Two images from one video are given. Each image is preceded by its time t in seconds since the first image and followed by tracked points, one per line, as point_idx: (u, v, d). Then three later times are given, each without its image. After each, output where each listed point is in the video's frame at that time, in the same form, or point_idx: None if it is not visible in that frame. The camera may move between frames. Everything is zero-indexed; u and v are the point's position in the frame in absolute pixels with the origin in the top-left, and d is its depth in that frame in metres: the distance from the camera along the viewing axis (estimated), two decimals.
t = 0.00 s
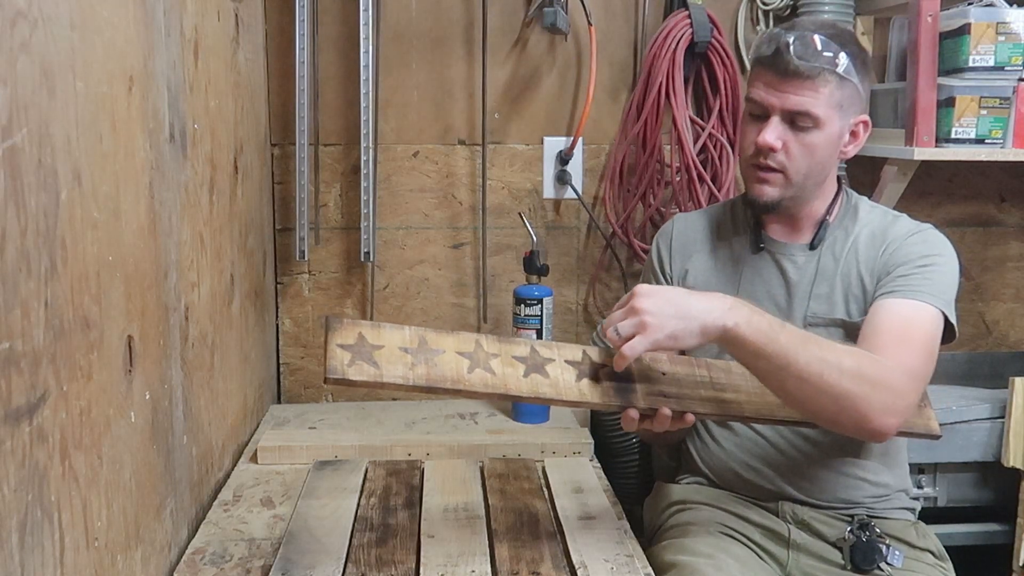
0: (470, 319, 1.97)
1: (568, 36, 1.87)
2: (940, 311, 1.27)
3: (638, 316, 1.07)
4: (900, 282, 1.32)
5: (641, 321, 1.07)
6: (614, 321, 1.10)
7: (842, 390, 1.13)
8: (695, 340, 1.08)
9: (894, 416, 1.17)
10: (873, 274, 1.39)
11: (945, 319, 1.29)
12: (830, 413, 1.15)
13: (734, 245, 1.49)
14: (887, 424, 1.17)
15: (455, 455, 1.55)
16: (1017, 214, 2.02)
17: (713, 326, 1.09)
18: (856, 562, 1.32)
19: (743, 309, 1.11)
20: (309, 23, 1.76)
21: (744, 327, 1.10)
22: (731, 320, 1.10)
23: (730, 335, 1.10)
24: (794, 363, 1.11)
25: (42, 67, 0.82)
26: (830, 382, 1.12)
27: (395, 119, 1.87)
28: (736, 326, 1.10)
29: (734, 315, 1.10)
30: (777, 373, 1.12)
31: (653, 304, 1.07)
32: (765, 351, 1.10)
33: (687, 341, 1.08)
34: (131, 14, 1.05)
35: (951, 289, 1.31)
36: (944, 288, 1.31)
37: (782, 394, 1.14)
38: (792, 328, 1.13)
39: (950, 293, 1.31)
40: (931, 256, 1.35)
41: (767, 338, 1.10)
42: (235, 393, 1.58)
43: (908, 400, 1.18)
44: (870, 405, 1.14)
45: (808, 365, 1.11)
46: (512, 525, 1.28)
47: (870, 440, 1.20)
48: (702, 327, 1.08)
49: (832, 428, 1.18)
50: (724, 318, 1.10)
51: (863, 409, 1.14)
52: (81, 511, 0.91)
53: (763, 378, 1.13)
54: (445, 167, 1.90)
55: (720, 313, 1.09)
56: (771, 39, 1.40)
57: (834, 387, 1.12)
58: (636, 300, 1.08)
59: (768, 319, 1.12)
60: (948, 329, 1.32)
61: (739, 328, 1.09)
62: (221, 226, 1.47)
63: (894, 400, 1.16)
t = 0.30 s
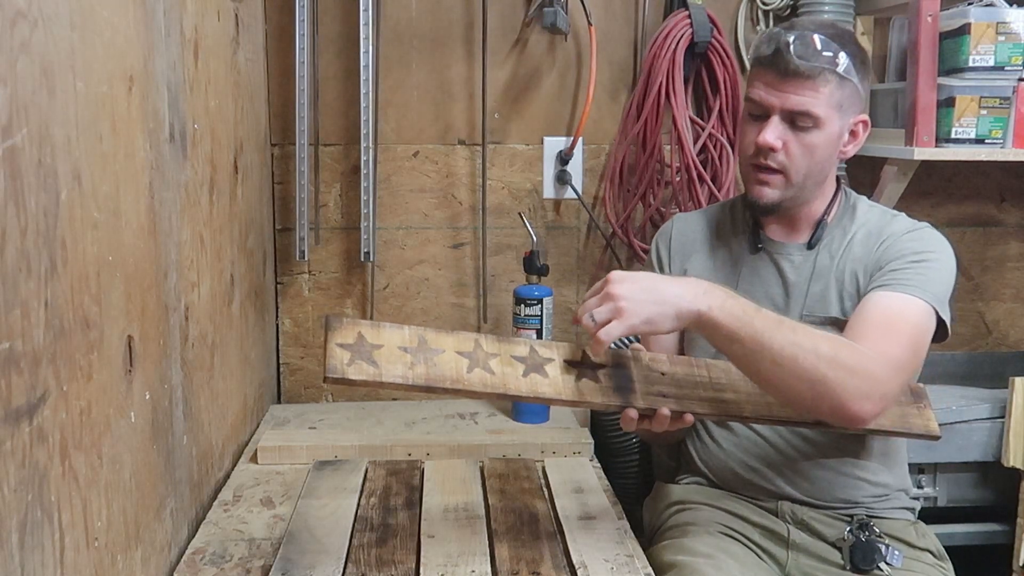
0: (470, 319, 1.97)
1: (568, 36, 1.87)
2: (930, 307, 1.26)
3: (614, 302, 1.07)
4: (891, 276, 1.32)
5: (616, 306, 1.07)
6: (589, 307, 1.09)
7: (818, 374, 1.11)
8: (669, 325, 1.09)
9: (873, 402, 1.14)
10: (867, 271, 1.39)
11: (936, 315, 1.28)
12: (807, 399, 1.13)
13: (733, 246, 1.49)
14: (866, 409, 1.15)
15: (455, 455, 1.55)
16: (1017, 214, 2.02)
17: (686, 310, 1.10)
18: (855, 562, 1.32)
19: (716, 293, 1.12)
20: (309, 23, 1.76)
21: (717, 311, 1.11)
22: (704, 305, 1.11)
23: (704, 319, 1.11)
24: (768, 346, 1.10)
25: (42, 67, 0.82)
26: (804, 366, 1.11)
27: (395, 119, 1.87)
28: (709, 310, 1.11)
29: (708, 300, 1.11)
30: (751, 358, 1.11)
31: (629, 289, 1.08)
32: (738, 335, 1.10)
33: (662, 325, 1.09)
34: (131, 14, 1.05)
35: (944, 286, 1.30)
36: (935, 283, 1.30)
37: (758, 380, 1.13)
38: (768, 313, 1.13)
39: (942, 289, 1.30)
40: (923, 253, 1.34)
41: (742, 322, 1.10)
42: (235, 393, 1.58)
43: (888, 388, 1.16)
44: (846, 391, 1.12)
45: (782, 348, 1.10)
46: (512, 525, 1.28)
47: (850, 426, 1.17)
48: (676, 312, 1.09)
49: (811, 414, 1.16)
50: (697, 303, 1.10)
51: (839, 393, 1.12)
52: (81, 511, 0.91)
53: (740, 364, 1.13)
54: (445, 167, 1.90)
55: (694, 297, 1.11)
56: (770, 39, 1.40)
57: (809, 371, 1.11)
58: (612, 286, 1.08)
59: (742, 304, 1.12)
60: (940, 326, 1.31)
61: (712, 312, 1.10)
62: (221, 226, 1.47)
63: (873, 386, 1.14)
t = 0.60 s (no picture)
0: (470, 319, 1.97)
1: (568, 36, 1.87)
2: (921, 296, 1.24)
3: (584, 277, 1.05)
4: (882, 266, 1.30)
5: (585, 281, 1.05)
6: (558, 285, 1.07)
7: (792, 348, 1.09)
8: (640, 301, 1.07)
9: (848, 376, 1.12)
10: (860, 264, 1.38)
11: (928, 306, 1.25)
12: (781, 373, 1.11)
13: (732, 245, 1.49)
14: (842, 384, 1.12)
15: (455, 455, 1.55)
16: (1017, 214, 2.02)
17: (657, 286, 1.09)
18: (855, 562, 1.32)
19: (687, 269, 1.11)
20: (309, 23, 1.76)
21: (688, 286, 1.09)
22: (675, 279, 1.09)
23: (675, 295, 1.09)
24: (739, 319, 1.09)
25: (42, 67, 0.82)
26: (777, 339, 1.09)
27: (395, 119, 1.87)
28: (680, 285, 1.09)
29: (678, 274, 1.09)
30: (723, 331, 1.09)
31: (597, 265, 1.06)
32: (710, 310, 1.09)
33: (633, 301, 1.07)
34: (131, 14, 1.05)
35: (936, 277, 1.28)
36: (927, 274, 1.27)
37: (732, 354, 1.11)
38: (741, 288, 1.12)
39: (935, 280, 1.27)
40: (915, 246, 1.33)
41: (713, 297, 1.09)
42: (235, 393, 1.58)
43: (866, 363, 1.13)
44: (822, 364, 1.10)
45: (753, 321, 1.09)
46: (512, 525, 1.28)
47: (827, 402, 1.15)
48: (646, 287, 1.08)
49: (787, 389, 1.14)
50: (668, 278, 1.09)
51: (813, 367, 1.10)
52: (81, 511, 0.91)
53: (713, 339, 1.11)
54: (445, 167, 1.90)
55: (664, 272, 1.09)
56: (769, 37, 1.40)
57: (783, 345, 1.09)
58: (580, 262, 1.06)
59: (713, 278, 1.11)
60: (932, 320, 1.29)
61: (683, 287, 1.09)
62: (221, 226, 1.47)
63: (848, 360, 1.11)
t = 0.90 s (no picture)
0: (470, 319, 1.97)
1: (568, 36, 1.87)
2: (904, 272, 1.23)
3: (535, 233, 1.05)
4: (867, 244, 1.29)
5: (536, 237, 1.04)
6: (508, 243, 1.06)
7: (746, 299, 1.10)
8: (591, 258, 1.07)
9: (807, 326, 1.11)
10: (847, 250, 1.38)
11: (911, 283, 1.24)
12: (738, 326, 1.12)
13: (732, 245, 1.49)
14: (800, 334, 1.12)
15: (455, 455, 1.55)
16: (1017, 214, 2.02)
17: (610, 244, 1.09)
18: (855, 563, 1.32)
19: (638, 227, 1.11)
20: (309, 23, 1.76)
21: (640, 243, 1.09)
22: (626, 237, 1.09)
23: (627, 251, 1.09)
24: (692, 274, 1.10)
25: (42, 68, 0.82)
26: (730, 290, 1.10)
27: (395, 119, 1.87)
28: (632, 242, 1.09)
29: (629, 231, 1.10)
30: (679, 288, 1.10)
31: (547, 222, 1.06)
32: (664, 267, 1.10)
33: (584, 257, 1.06)
34: (131, 15, 1.05)
35: (922, 255, 1.27)
36: (910, 250, 1.26)
37: (690, 311, 1.13)
38: (695, 246, 1.13)
39: (918, 257, 1.26)
40: (901, 228, 1.32)
41: (665, 252, 1.10)
42: (235, 393, 1.58)
43: (825, 315, 1.12)
44: (779, 313, 1.10)
45: (705, 274, 1.10)
46: (512, 525, 1.28)
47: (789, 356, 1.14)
48: (597, 244, 1.08)
49: (749, 344, 1.14)
50: (619, 235, 1.09)
51: (768, 317, 1.10)
52: (81, 511, 0.91)
53: (671, 298, 1.12)
54: (445, 167, 1.90)
55: (614, 229, 1.09)
56: (780, 33, 1.40)
57: (739, 298, 1.10)
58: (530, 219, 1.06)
59: (664, 235, 1.12)
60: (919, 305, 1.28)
61: (635, 243, 1.09)
62: (221, 226, 1.47)
63: (805, 310, 1.11)
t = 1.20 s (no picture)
0: (470, 319, 1.97)
1: (568, 36, 1.87)
2: (899, 264, 1.23)
3: (520, 222, 1.05)
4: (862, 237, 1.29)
5: (522, 228, 1.05)
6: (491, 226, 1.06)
7: (739, 289, 1.10)
8: (575, 253, 1.07)
9: (800, 311, 1.12)
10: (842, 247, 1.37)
11: (906, 275, 1.24)
12: (733, 316, 1.12)
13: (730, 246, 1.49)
14: (794, 319, 1.12)
15: (455, 455, 1.55)
16: (1017, 213, 2.02)
17: (595, 241, 1.08)
18: (853, 562, 1.32)
19: (622, 223, 1.11)
20: (309, 23, 1.76)
21: (626, 238, 1.09)
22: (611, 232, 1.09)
23: (613, 247, 1.09)
24: (682, 266, 1.09)
25: (42, 67, 0.82)
26: (723, 281, 1.10)
27: (395, 119, 1.87)
28: (618, 238, 1.09)
29: (614, 228, 1.09)
30: (670, 282, 1.10)
31: (534, 214, 1.06)
32: (652, 261, 1.09)
33: (568, 251, 1.06)
34: (131, 14, 1.05)
35: (916, 246, 1.27)
36: (904, 242, 1.26)
37: (682, 304, 1.12)
38: (682, 240, 1.13)
39: (913, 248, 1.26)
40: (895, 222, 1.32)
41: (652, 247, 1.09)
42: (235, 393, 1.58)
43: (816, 299, 1.13)
44: (772, 299, 1.11)
45: (696, 266, 1.10)
46: (512, 525, 1.28)
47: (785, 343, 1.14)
48: (582, 241, 1.07)
49: (743, 333, 1.14)
50: (604, 230, 1.09)
51: (761, 304, 1.11)
52: (81, 511, 0.91)
53: (662, 293, 1.12)
54: (445, 167, 1.90)
55: (600, 226, 1.09)
56: (786, 31, 1.40)
57: (731, 286, 1.10)
58: (516, 211, 1.06)
59: (650, 231, 1.11)
60: (914, 298, 1.27)
61: (622, 238, 1.09)
62: (221, 226, 1.47)
63: (797, 295, 1.12)
